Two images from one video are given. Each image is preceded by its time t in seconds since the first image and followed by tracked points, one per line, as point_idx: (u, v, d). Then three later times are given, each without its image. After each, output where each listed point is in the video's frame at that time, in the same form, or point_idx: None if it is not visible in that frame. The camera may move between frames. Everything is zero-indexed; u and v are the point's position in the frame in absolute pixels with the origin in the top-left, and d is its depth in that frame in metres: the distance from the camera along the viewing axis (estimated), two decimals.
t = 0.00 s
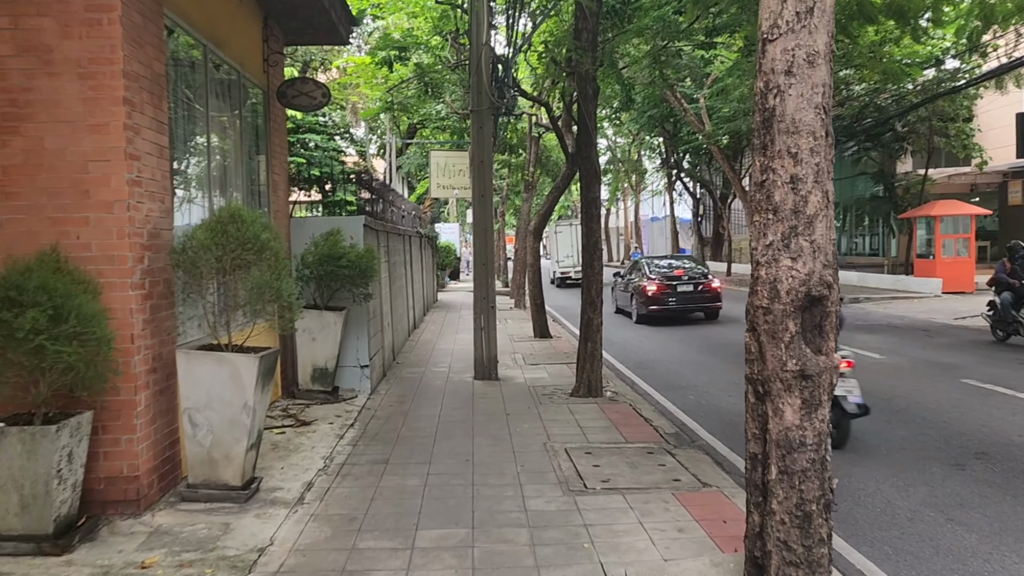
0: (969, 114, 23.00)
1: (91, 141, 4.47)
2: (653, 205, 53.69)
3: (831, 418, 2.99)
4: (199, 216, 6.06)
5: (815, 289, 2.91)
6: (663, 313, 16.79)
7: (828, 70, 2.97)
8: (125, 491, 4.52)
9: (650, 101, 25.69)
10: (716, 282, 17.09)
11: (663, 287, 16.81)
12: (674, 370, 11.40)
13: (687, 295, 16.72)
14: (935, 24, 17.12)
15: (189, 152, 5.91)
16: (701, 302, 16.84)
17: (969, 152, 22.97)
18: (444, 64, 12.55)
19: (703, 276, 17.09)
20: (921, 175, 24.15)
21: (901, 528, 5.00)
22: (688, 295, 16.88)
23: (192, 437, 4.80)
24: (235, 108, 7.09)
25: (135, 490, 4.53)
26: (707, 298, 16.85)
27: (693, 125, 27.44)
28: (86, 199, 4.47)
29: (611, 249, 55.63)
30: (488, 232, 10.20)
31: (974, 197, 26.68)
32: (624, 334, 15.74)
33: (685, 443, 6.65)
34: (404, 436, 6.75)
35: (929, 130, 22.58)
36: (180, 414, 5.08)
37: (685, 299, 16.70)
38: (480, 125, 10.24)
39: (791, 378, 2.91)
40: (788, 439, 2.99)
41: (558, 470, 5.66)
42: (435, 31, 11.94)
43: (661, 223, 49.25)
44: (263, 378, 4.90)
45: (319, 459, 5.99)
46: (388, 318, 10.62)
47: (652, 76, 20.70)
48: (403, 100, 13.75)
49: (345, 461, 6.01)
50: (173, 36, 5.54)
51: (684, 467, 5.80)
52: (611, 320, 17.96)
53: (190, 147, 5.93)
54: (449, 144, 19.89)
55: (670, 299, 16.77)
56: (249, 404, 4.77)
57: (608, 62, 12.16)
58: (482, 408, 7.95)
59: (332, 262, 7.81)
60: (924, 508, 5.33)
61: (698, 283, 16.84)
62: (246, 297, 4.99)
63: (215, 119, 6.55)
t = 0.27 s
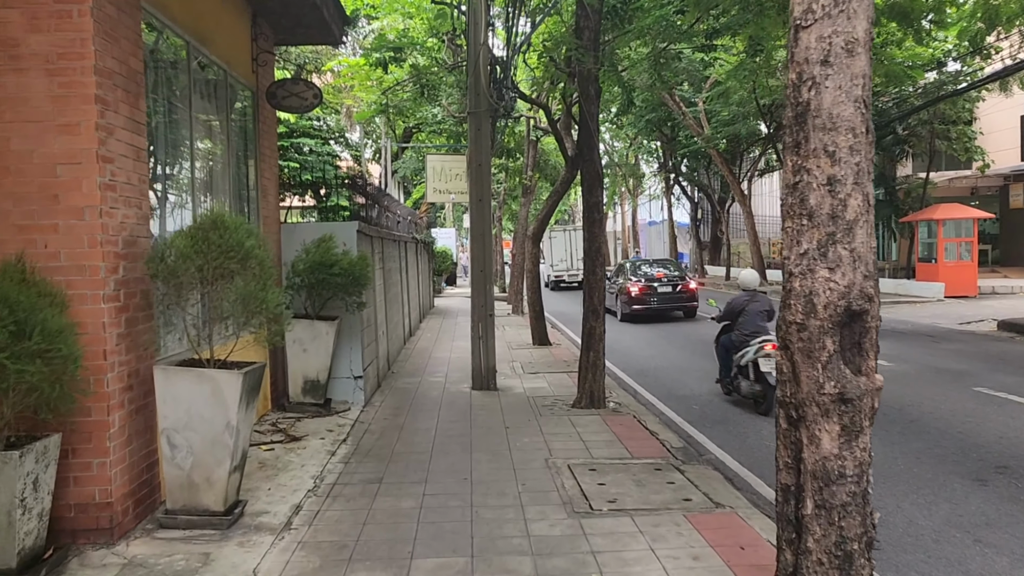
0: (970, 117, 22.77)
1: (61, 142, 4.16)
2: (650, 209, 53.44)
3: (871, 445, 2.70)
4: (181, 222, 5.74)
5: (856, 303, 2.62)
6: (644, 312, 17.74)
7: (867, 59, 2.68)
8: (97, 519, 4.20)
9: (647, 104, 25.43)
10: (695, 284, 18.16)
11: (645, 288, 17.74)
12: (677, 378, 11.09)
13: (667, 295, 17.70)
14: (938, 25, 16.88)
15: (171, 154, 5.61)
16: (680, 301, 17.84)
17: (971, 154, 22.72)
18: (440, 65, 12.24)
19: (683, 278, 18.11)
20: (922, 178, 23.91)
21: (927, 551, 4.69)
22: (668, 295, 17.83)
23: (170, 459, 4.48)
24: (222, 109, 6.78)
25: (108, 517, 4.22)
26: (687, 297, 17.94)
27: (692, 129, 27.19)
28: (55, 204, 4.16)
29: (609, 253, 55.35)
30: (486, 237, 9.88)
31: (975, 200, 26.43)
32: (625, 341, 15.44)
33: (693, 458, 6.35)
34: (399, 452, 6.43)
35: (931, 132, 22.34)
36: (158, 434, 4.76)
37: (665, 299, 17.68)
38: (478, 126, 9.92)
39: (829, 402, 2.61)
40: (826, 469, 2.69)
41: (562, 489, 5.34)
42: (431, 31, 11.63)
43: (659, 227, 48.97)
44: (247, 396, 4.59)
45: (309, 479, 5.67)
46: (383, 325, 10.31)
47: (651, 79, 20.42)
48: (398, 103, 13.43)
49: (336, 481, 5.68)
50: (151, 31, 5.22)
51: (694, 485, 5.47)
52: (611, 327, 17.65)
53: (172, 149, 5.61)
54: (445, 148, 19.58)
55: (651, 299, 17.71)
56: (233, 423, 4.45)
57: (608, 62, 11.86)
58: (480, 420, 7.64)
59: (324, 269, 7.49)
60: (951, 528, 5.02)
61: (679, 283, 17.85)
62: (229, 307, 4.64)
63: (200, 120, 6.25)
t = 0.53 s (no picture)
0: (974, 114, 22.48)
1: (22, 129, 3.84)
2: (650, 209, 53.14)
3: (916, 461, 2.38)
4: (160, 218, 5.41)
5: (900, 301, 2.30)
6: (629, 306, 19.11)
7: (911, 23, 2.38)
8: (61, 537, 3.88)
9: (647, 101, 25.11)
10: (675, 280, 19.81)
11: (629, 285, 19.21)
12: (680, 379, 10.78)
13: (650, 291, 19.21)
14: (943, 21, 16.58)
15: (149, 145, 5.29)
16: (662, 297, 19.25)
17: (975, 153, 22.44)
18: (436, 59, 11.92)
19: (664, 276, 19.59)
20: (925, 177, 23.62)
21: (954, 568, 4.37)
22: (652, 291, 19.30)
23: (140, 471, 4.16)
24: (205, 100, 6.46)
25: (73, 535, 3.89)
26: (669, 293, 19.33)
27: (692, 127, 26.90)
28: (17, 196, 3.84)
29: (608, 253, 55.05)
30: (483, 235, 9.56)
31: (978, 199, 26.15)
32: (625, 342, 15.15)
33: (700, 467, 6.03)
34: (390, 460, 6.11)
35: (934, 130, 22.05)
36: (129, 443, 4.44)
37: (649, 294, 19.09)
38: (474, 120, 9.60)
39: (870, 414, 2.30)
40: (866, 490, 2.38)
41: (563, 501, 5.03)
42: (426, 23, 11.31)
43: (658, 226, 48.68)
44: (225, 403, 4.27)
45: (295, 490, 5.34)
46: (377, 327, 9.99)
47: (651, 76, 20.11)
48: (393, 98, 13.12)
49: (324, 492, 5.35)
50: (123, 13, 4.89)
51: (704, 497, 5.16)
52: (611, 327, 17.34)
53: (149, 140, 5.29)
54: (441, 146, 19.26)
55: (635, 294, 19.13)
56: (210, 432, 4.13)
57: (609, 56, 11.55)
58: (477, 426, 7.32)
59: (313, 268, 7.18)
60: (977, 544, 4.70)
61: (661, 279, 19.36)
62: (207, 307, 4.31)
63: (180, 110, 5.92)
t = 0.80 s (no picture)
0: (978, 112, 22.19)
1: None
2: (649, 206, 52.87)
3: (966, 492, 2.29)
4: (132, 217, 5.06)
5: (955, 320, 2.22)
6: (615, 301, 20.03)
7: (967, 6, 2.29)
8: (15, 567, 3.55)
9: (645, 97, 24.80)
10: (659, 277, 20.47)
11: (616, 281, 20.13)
12: (681, 382, 10.53)
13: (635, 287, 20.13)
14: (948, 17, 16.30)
15: (120, 141, 4.94)
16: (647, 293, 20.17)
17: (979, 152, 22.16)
18: (433, 52, 11.59)
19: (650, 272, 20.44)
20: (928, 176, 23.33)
21: None
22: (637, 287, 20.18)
23: (106, 493, 3.83)
24: (185, 94, 6.13)
25: (30, 565, 3.57)
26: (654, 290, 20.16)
27: (691, 124, 26.58)
28: None
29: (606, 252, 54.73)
30: (478, 235, 9.24)
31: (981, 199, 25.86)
32: (624, 343, 14.84)
33: (706, 480, 5.73)
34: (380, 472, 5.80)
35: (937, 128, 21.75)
36: (93, 462, 4.09)
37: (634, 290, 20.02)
38: (470, 116, 9.28)
39: (920, 449, 2.22)
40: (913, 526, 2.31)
41: (562, 520, 4.72)
42: (422, 15, 10.97)
43: (656, 225, 48.38)
44: (198, 418, 3.95)
45: (278, 506, 5.02)
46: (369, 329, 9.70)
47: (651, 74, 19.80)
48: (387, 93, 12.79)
49: (309, 508, 5.04)
50: None
51: (712, 515, 4.86)
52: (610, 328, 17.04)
53: (121, 134, 4.96)
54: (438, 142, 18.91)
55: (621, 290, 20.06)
56: (182, 449, 3.81)
57: (609, 51, 11.21)
58: (472, 434, 7.01)
59: (301, 268, 6.89)
60: (1004, 567, 4.39)
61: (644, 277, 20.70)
62: (179, 314, 3.98)
63: (156, 102, 5.58)
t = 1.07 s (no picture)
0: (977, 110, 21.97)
1: None
2: (644, 205, 52.58)
3: None
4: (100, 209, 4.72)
5: None
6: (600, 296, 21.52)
7: None
8: None
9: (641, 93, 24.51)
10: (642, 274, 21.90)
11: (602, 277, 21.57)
12: (680, 384, 10.24)
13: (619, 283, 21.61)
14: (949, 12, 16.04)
15: (86, 127, 4.60)
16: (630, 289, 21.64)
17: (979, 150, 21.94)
18: (425, 44, 11.26)
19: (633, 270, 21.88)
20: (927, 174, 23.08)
21: None
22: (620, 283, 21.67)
23: (67, 509, 3.52)
24: (162, 80, 5.80)
25: None
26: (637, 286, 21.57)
27: (688, 122, 26.31)
28: None
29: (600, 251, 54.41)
30: (473, 232, 8.92)
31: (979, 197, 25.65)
32: (620, 343, 14.54)
33: (713, 490, 5.43)
34: (367, 481, 5.48)
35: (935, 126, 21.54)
36: (52, 477, 3.76)
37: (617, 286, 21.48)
38: (464, 107, 8.95)
39: (991, 473, 1.97)
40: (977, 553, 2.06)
41: (563, 534, 4.42)
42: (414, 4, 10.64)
43: (651, 223, 48.10)
44: (167, 427, 3.63)
45: (257, 519, 4.69)
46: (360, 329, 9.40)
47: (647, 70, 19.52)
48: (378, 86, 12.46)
49: (291, 521, 4.71)
50: None
51: (721, 529, 4.55)
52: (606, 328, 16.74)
53: (88, 121, 4.62)
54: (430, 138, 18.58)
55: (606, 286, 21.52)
56: (148, 462, 3.49)
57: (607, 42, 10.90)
58: (465, 440, 6.69)
59: (285, 265, 6.57)
60: None
61: (626, 274, 22.42)
62: (146, 314, 3.64)
63: (129, 88, 5.24)
